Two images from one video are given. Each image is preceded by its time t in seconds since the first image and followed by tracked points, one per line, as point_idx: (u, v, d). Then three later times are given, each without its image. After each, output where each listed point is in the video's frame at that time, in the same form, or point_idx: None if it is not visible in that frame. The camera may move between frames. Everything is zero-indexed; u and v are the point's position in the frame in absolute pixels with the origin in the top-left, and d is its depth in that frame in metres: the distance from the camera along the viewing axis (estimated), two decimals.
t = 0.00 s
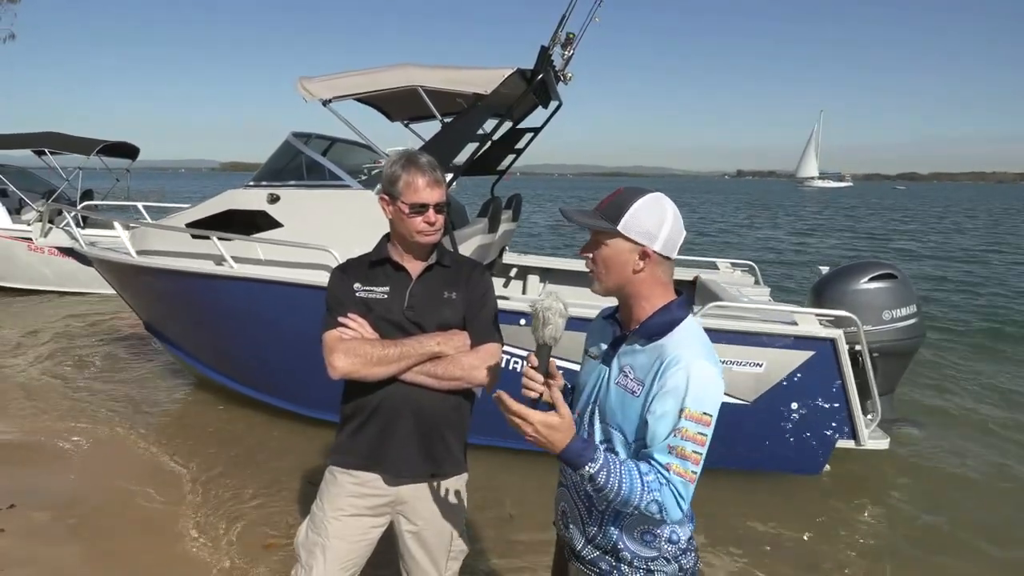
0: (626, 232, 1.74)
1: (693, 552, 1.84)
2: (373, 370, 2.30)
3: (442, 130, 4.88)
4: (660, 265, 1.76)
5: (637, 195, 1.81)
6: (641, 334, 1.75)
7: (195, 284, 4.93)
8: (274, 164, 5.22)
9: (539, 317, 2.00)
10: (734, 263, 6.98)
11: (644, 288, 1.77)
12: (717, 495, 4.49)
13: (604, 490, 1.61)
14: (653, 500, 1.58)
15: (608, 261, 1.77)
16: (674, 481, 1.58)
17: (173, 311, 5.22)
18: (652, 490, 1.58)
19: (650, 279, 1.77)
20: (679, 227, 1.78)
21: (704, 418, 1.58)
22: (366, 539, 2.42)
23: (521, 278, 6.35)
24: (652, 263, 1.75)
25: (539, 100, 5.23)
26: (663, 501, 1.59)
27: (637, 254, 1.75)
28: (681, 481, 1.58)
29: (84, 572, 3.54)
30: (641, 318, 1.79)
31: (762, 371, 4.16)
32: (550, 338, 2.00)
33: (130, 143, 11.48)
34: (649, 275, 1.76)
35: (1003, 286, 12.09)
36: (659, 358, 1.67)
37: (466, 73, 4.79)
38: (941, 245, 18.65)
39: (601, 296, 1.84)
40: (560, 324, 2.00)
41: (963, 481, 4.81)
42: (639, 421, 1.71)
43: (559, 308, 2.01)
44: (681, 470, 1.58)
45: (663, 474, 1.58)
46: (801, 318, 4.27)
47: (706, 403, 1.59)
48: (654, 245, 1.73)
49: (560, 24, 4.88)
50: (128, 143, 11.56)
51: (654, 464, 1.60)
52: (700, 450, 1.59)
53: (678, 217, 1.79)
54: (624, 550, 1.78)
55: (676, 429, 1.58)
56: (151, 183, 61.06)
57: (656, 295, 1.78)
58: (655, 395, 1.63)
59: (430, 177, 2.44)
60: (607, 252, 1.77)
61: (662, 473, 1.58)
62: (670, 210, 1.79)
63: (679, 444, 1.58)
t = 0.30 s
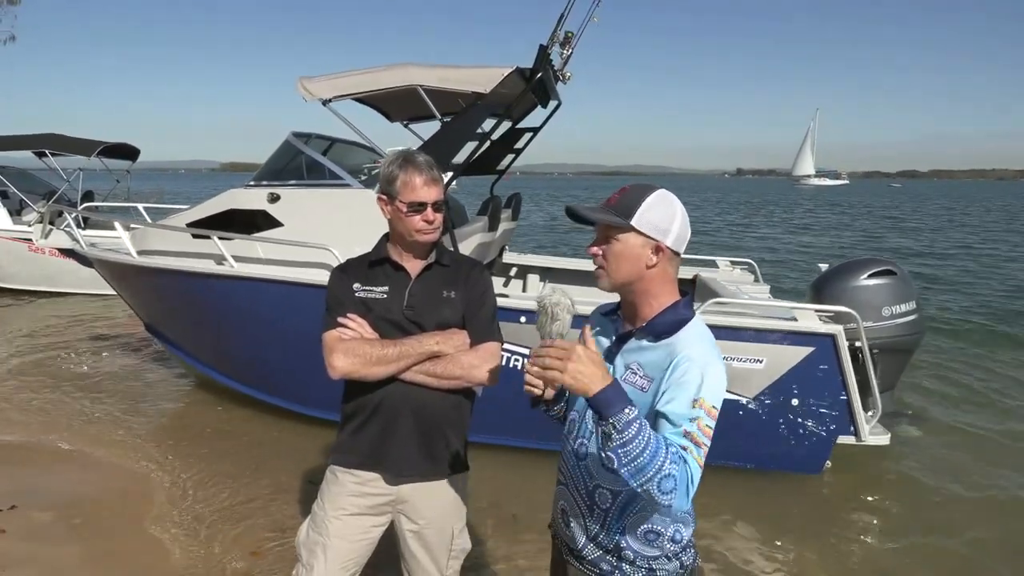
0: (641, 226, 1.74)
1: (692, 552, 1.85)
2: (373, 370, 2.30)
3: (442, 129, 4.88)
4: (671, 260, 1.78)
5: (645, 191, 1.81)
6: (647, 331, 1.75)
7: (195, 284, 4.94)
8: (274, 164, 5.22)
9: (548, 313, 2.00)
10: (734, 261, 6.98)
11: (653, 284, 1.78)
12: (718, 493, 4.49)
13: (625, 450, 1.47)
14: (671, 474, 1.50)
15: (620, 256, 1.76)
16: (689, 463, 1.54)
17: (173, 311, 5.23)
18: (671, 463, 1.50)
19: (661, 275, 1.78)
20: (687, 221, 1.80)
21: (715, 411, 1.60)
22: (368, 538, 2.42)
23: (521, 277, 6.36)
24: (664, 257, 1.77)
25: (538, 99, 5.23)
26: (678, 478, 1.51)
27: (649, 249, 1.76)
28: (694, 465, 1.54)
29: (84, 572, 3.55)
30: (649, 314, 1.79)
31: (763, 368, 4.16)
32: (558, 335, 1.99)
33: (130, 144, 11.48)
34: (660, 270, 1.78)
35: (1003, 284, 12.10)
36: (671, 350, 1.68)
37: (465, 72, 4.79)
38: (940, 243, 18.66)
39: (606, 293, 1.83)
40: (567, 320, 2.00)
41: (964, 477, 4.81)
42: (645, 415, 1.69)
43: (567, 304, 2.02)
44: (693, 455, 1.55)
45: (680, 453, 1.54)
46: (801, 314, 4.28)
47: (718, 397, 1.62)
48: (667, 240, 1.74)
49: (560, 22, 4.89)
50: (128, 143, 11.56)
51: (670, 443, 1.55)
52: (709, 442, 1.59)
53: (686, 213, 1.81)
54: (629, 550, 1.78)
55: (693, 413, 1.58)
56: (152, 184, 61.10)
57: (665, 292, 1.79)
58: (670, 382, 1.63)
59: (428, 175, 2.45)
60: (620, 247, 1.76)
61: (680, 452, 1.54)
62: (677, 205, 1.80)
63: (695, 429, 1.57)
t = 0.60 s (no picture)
0: (638, 228, 1.74)
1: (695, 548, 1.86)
2: (373, 370, 2.30)
3: (442, 128, 4.89)
4: (670, 257, 1.78)
5: (638, 191, 1.81)
6: (648, 329, 1.76)
7: (195, 284, 4.94)
8: (275, 164, 5.22)
9: (549, 314, 1.98)
10: (734, 261, 6.99)
11: (655, 283, 1.78)
12: (717, 492, 4.50)
13: (612, 434, 1.48)
14: (664, 453, 1.49)
15: (619, 259, 1.77)
16: (682, 442, 1.53)
17: (173, 311, 5.23)
18: (664, 442, 1.50)
19: (661, 273, 1.78)
20: (681, 218, 1.81)
21: (711, 394, 1.59)
22: (368, 538, 2.43)
23: (522, 277, 6.36)
24: (662, 257, 1.77)
25: (538, 99, 5.23)
26: (673, 457, 1.50)
27: (647, 249, 1.76)
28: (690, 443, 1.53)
29: (85, 571, 3.56)
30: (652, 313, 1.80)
31: (763, 367, 4.17)
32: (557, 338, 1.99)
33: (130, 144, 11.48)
34: (660, 269, 1.78)
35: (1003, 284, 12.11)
36: (671, 340, 1.69)
37: (465, 72, 4.80)
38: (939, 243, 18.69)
39: (607, 296, 1.83)
40: (568, 321, 1.99)
41: (965, 477, 4.81)
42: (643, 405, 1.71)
43: (568, 304, 2.00)
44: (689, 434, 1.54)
45: (671, 431, 1.53)
46: (800, 313, 4.28)
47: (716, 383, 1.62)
48: (665, 239, 1.75)
49: (559, 22, 4.89)
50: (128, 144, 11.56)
51: (661, 422, 1.55)
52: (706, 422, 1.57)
53: (680, 210, 1.81)
54: (631, 549, 1.78)
55: (688, 393, 1.57)
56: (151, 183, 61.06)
57: (667, 290, 1.79)
58: (667, 369, 1.65)
59: (427, 175, 2.45)
60: (619, 250, 1.76)
61: (671, 431, 1.53)
62: (671, 203, 1.80)
63: (690, 410, 1.56)
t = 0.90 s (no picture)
0: (614, 234, 1.75)
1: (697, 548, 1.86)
2: (373, 371, 2.30)
3: (442, 128, 4.89)
4: (653, 261, 1.77)
5: (618, 195, 1.82)
6: (641, 333, 1.76)
7: (195, 284, 4.94)
8: (274, 163, 5.22)
9: (539, 319, 2.03)
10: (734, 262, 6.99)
11: (642, 286, 1.78)
12: (717, 491, 4.51)
13: (619, 465, 1.55)
14: (671, 476, 1.54)
15: (601, 266, 1.79)
16: (686, 461, 1.56)
17: (173, 311, 5.23)
18: (669, 465, 1.54)
19: (646, 276, 1.77)
20: (667, 219, 1.80)
21: (708, 403, 1.59)
22: (367, 539, 2.43)
23: (521, 277, 6.36)
24: (644, 261, 1.76)
25: (538, 99, 5.24)
26: (680, 478, 1.55)
27: (627, 255, 1.76)
28: (694, 459, 1.57)
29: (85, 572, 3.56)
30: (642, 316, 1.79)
31: (762, 367, 4.17)
32: (552, 340, 2.03)
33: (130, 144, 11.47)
34: (643, 273, 1.77)
35: (1002, 283, 12.13)
36: (662, 348, 1.68)
37: (465, 72, 4.80)
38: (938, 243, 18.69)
39: (599, 300, 1.86)
40: (560, 325, 2.03)
41: (965, 478, 4.81)
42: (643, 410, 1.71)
43: (559, 309, 2.05)
44: (692, 450, 1.57)
45: (674, 451, 1.56)
46: (800, 313, 4.28)
47: (712, 389, 1.61)
48: (643, 243, 1.74)
49: (559, 22, 4.88)
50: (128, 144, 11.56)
51: (662, 442, 1.58)
52: (706, 432, 1.59)
53: (665, 213, 1.80)
54: (630, 550, 1.79)
55: (683, 411, 1.58)
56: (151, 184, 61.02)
57: (656, 292, 1.78)
58: (661, 383, 1.64)
59: (426, 175, 2.45)
60: (599, 257, 1.78)
61: (673, 450, 1.56)
62: (656, 204, 1.80)
63: (688, 426, 1.57)
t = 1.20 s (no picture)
0: (629, 231, 1.76)
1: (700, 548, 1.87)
2: (370, 372, 2.30)
3: (442, 129, 4.89)
4: (665, 261, 1.78)
5: (636, 193, 1.82)
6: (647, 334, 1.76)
7: (195, 284, 4.94)
8: (275, 163, 5.22)
9: (546, 317, 2.05)
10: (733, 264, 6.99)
11: (651, 286, 1.78)
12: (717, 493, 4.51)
13: (631, 483, 1.59)
14: (683, 490, 1.57)
15: (612, 262, 1.79)
16: (697, 470, 1.57)
17: (173, 311, 5.23)
18: (680, 480, 1.57)
19: (657, 277, 1.78)
20: (682, 222, 1.81)
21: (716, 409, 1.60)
22: (366, 538, 2.43)
23: (521, 278, 6.36)
24: (656, 261, 1.77)
25: (538, 100, 5.24)
26: (692, 491, 1.58)
27: (640, 253, 1.77)
28: (704, 470, 1.58)
29: (84, 571, 3.56)
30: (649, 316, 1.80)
31: (762, 369, 4.17)
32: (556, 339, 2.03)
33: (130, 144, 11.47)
34: (654, 272, 1.78)
35: (1001, 285, 12.14)
36: (669, 351, 1.68)
37: (465, 73, 4.80)
38: (937, 245, 18.71)
39: (606, 296, 1.85)
40: (567, 324, 2.04)
41: (964, 480, 4.82)
42: (649, 413, 1.71)
43: (566, 308, 2.07)
44: (702, 459, 1.58)
45: (686, 463, 1.57)
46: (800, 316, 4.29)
47: (717, 394, 1.62)
48: (657, 243, 1.75)
49: (560, 23, 4.89)
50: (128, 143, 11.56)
51: (674, 455, 1.58)
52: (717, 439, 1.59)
53: (680, 215, 1.81)
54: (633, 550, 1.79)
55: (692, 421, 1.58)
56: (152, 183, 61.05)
57: (664, 293, 1.79)
58: (668, 389, 1.64)
59: (428, 176, 2.46)
60: (612, 252, 1.78)
61: (685, 463, 1.57)
62: (671, 206, 1.80)
63: (698, 436, 1.58)
